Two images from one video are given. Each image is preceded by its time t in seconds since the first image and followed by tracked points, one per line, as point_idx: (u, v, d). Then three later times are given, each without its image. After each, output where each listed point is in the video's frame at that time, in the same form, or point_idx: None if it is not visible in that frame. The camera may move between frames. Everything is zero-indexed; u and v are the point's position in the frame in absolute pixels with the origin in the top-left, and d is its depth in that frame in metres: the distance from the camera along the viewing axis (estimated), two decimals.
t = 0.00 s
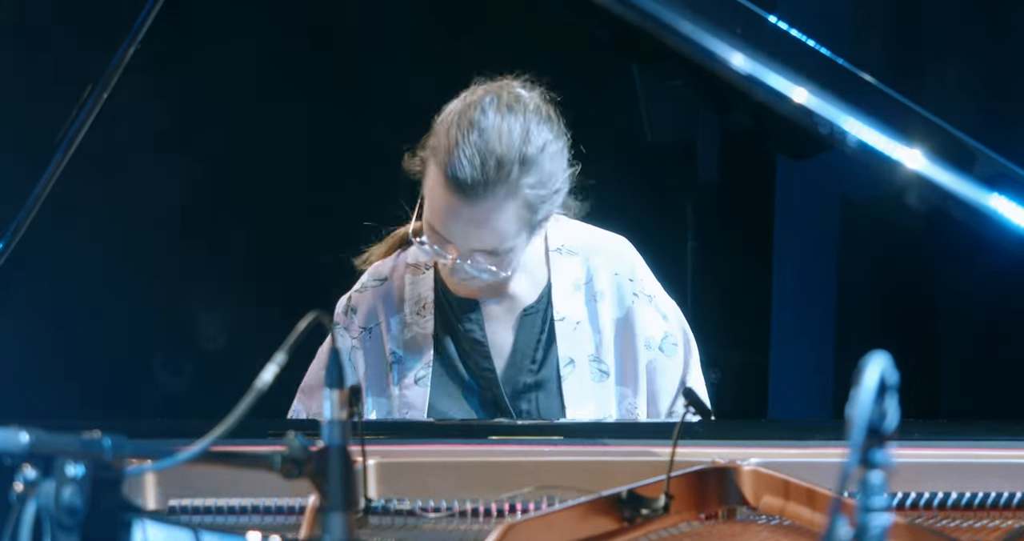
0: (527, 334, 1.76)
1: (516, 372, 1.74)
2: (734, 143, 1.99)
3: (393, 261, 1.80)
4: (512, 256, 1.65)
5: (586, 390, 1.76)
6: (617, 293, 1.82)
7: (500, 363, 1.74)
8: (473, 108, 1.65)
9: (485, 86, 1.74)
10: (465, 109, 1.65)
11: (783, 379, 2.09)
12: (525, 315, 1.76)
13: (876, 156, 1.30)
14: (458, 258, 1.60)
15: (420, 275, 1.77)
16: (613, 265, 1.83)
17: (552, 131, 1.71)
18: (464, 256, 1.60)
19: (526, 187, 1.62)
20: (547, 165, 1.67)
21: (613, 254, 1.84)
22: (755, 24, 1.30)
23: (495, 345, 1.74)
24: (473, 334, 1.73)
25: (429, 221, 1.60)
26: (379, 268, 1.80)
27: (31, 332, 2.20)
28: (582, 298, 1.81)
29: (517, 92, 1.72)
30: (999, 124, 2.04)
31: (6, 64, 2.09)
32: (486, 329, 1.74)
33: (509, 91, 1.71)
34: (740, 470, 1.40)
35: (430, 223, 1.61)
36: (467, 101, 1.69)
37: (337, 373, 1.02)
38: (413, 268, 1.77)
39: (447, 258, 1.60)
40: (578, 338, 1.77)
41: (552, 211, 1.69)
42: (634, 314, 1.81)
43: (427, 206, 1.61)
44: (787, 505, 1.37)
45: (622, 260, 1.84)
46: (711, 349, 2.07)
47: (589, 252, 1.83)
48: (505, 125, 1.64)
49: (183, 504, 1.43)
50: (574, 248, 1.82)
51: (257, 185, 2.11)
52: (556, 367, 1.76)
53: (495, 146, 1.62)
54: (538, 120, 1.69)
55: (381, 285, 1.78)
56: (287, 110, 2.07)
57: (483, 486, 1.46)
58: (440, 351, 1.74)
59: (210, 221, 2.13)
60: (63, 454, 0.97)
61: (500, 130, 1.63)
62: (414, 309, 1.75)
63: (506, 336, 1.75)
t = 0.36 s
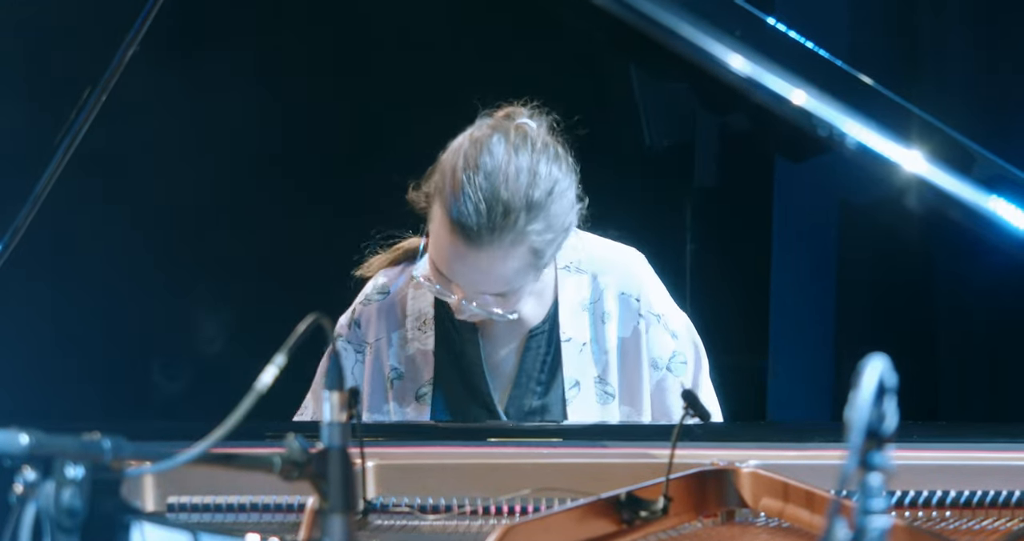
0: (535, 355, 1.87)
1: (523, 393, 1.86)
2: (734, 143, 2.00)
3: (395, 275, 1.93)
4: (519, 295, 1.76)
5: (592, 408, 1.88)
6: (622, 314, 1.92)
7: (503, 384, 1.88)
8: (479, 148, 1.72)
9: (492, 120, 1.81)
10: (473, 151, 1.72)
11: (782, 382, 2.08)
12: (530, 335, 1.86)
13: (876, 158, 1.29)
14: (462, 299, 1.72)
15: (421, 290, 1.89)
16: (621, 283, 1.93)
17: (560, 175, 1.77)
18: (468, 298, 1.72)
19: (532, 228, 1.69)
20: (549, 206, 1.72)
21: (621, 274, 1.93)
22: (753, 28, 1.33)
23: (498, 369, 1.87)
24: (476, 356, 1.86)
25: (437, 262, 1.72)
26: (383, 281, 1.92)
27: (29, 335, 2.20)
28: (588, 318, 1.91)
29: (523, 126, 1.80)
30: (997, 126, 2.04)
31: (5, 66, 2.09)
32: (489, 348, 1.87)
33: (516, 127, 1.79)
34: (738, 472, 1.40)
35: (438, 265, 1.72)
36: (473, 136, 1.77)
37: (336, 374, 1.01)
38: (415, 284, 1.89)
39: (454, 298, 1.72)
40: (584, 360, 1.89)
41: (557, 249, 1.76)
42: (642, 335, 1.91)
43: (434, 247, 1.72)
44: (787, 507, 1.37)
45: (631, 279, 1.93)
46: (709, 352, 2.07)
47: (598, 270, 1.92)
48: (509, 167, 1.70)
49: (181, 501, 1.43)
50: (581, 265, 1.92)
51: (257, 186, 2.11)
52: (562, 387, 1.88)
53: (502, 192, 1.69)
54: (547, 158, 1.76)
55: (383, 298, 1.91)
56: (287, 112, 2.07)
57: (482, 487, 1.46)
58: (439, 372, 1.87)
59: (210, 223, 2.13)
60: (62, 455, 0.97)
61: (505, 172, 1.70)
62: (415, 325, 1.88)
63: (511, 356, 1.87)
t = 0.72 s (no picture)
0: (553, 350, 1.94)
1: (540, 387, 1.93)
2: (733, 145, 2.00)
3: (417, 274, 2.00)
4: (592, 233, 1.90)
5: (604, 405, 1.94)
6: (639, 312, 1.98)
7: (520, 376, 1.93)
8: (494, 134, 1.85)
9: (474, 107, 1.92)
10: (494, 149, 1.83)
11: (782, 383, 2.07)
12: (549, 330, 1.93)
13: (875, 161, 1.31)
14: (558, 259, 1.82)
15: (442, 289, 1.98)
16: (637, 282, 1.98)
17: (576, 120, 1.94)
18: (561, 256, 1.82)
19: (583, 161, 1.85)
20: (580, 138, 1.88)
21: (636, 271, 1.98)
22: (751, 29, 1.30)
23: (516, 357, 1.94)
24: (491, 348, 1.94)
25: (519, 246, 1.81)
26: (405, 280, 2.00)
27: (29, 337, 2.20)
28: (606, 315, 1.98)
29: (517, 106, 1.89)
30: (998, 128, 2.04)
31: (6, 67, 2.09)
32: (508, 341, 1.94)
33: (507, 107, 1.89)
34: (737, 474, 1.40)
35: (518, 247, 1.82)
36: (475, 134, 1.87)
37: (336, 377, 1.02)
38: (436, 282, 1.98)
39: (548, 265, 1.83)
40: (598, 356, 1.95)
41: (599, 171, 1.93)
42: (659, 334, 1.95)
43: (507, 235, 1.81)
44: (785, 509, 1.37)
45: (647, 277, 1.98)
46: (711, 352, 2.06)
47: (614, 267, 1.98)
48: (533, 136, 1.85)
49: (180, 502, 1.43)
50: (602, 264, 1.97)
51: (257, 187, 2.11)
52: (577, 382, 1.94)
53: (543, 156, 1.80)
54: (552, 117, 1.89)
55: (403, 298, 1.99)
56: (288, 113, 2.08)
57: (481, 489, 1.46)
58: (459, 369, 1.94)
59: (210, 224, 2.13)
60: (62, 456, 0.97)
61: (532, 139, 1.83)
62: (436, 322, 1.97)
63: (530, 349, 1.94)
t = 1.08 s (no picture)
0: (601, 354, 2.05)
1: (586, 391, 2.04)
2: (733, 144, 2.00)
3: (467, 265, 2.08)
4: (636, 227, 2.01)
5: (650, 410, 2.03)
6: (692, 321, 2.03)
7: (569, 377, 2.05)
8: (550, 117, 2.00)
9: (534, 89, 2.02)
10: (546, 133, 2.00)
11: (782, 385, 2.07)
12: (598, 334, 2.05)
13: (876, 162, 1.30)
14: (592, 247, 1.98)
15: (490, 282, 2.09)
16: (691, 293, 2.04)
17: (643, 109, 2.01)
18: (596, 244, 1.98)
19: (633, 152, 2.00)
20: (636, 129, 2.00)
21: (693, 282, 2.03)
22: (751, 28, 1.29)
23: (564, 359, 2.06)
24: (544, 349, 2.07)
25: (558, 229, 1.99)
26: (456, 270, 2.08)
27: (28, 336, 2.19)
28: (659, 324, 2.04)
29: (575, 94, 2.00)
30: (997, 129, 2.05)
31: (6, 67, 2.09)
32: (558, 342, 2.07)
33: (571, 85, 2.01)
34: (738, 475, 1.40)
35: (560, 232, 1.98)
36: (538, 117, 2.01)
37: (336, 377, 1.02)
38: (487, 275, 2.08)
39: (586, 252, 1.99)
40: (646, 364, 2.04)
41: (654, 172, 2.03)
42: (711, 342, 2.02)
43: (552, 218, 1.99)
44: (786, 510, 1.37)
45: (701, 288, 2.03)
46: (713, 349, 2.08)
47: (670, 275, 2.04)
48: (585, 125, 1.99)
49: (180, 502, 1.43)
50: (656, 272, 2.04)
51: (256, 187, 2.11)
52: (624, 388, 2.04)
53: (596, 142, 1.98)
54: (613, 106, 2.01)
55: (453, 287, 2.08)
56: (288, 113, 2.08)
57: (481, 489, 1.46)
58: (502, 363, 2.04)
59: (210, 225, 2.13)
60: (62, 456, 0.97)
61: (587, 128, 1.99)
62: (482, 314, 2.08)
63: (581, 350, 2.06)
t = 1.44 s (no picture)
0: (632, 337, 1.96)
1: (613, 372, 1.93)
2: (743, 145, 2.00)
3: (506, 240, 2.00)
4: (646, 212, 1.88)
5: (676, 400, 1.92)
6: (726, 315, 1.98)
7: (597, 358, 1.95)
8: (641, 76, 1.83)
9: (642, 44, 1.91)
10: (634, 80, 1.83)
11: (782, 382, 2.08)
12: (631, 319, 1.97)
13: (875, 158, 1.29)
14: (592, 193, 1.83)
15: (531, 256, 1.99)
16: (725, 289, 1.99)
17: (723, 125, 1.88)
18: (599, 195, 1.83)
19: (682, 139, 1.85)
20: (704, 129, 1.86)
21: (726, 277, 2.00)
22: (752, 26, 1.31)
23: (597, 340, 1.96)
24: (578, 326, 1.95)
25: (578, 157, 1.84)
26: (495, 243, 2.00)
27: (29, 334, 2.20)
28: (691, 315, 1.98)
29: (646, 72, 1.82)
30: (999, 127, 2.04)
31: (7, 67, 2.09)
32: (591, 319, 1.97)
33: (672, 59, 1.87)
34: (739, 473, 1.39)
35: (577, 164, 1.84)
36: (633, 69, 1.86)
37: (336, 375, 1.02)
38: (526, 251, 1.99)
39: (589, 197, 1.83)
40: (679, 352, 1.95)
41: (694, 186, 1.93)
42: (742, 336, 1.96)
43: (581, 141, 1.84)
44: (787, 507, 1.36)
45: (737, 286, 1.99)
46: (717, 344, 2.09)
47: (705, 271, 2.00)
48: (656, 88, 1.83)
49: (182, 500, 1.42)
50: (691, 265, 2.00)
51: (257, 185, 2.11)
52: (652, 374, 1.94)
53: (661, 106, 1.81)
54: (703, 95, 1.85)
55: (489, 261, 1.98)
56: (288, 112, 2.08)
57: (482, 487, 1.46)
58: (537, 337, 1.95)
59: (211, 223, 2.13)
60: (63, 455, 0.97)
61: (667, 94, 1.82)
62: (516, 290, 1.96)
63: (610, 333, 1.96)
